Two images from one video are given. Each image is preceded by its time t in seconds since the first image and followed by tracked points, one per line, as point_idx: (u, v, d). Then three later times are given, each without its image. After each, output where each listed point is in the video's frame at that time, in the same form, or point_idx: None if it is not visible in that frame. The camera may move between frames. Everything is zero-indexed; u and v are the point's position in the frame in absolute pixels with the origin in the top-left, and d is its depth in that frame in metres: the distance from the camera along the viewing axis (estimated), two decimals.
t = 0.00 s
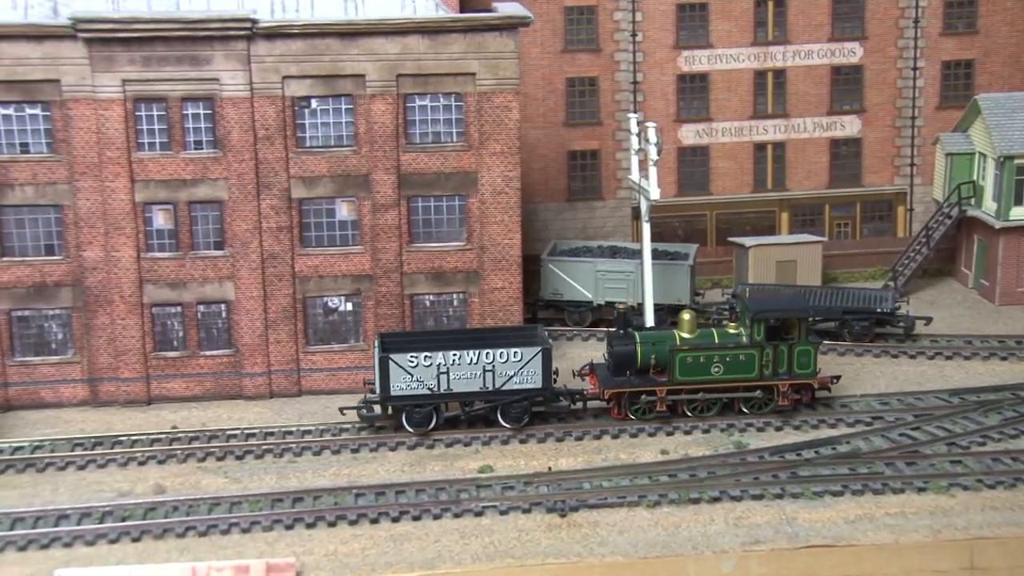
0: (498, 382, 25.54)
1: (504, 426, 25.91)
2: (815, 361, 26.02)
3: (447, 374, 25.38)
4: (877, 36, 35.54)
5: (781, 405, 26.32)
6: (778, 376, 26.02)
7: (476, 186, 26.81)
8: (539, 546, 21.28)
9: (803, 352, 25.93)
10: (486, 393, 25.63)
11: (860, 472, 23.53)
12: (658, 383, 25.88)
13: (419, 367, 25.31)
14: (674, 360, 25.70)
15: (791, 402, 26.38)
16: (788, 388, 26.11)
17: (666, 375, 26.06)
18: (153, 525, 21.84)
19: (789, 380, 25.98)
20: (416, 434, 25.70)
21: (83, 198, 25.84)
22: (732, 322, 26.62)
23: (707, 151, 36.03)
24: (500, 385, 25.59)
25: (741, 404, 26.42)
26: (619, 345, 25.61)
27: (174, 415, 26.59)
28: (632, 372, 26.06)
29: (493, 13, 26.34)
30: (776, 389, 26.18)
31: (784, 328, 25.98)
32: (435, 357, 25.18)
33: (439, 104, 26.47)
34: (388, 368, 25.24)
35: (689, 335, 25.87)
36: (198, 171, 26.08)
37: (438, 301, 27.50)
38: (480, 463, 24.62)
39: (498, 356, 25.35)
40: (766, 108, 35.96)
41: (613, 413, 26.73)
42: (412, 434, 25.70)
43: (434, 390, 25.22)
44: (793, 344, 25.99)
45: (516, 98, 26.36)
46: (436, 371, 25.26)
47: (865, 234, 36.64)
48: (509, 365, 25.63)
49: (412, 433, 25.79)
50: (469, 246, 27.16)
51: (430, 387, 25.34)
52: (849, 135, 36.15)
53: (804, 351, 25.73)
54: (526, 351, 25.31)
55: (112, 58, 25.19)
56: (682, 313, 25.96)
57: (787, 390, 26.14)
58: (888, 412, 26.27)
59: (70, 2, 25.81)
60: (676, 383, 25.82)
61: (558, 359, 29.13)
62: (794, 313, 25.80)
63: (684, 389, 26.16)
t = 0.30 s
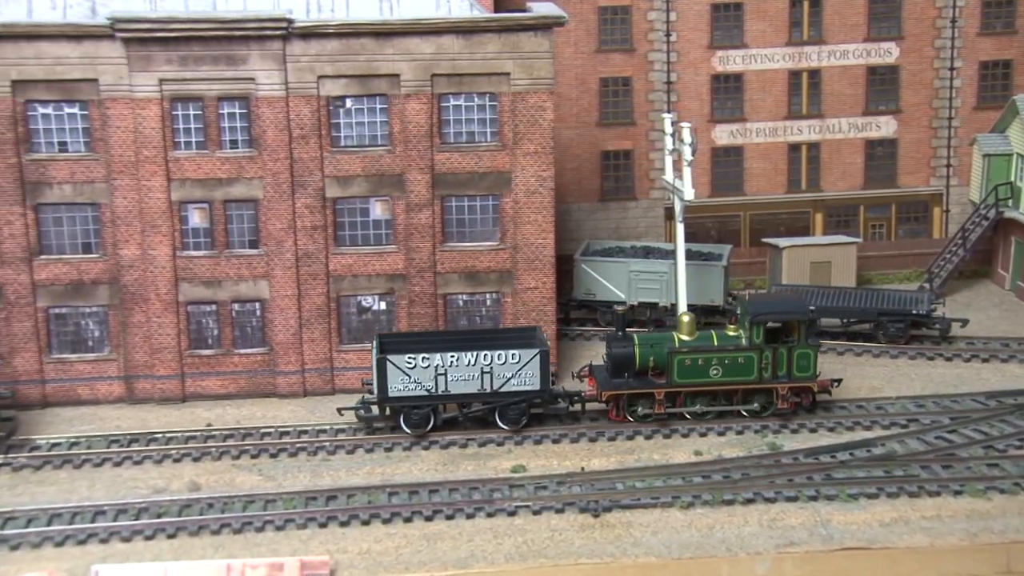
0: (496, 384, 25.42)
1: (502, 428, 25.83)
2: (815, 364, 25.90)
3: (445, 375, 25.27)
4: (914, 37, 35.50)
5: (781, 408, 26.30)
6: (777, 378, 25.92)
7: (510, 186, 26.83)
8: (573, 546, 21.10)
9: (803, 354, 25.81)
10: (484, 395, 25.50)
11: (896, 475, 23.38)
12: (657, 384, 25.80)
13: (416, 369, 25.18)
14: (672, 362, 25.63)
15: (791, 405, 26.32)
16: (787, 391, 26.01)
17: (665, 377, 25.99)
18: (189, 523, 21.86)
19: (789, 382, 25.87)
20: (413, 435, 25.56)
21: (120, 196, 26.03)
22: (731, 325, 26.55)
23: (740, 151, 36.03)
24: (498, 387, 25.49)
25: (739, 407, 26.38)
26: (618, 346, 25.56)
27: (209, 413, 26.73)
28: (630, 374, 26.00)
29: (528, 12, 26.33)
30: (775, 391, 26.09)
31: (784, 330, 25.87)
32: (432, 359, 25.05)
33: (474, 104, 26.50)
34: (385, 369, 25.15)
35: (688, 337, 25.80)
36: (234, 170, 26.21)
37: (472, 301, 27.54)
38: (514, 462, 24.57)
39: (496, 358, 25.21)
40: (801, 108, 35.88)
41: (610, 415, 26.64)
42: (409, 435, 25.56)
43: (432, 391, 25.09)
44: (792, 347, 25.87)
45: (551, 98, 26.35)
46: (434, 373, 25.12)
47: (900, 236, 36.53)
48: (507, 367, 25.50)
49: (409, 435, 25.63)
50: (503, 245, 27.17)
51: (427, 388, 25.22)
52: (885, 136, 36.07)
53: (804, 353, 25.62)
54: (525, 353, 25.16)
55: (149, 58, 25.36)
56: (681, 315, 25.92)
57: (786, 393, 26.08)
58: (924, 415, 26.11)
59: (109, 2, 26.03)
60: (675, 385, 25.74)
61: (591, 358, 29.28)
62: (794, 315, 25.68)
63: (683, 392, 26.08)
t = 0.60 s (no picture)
0: (489, 385, 25.40)
1: (495, 429, 25.80)
2: (810, 366, 25.75)
3: (438, 376, 25.24)
4: (944, 36, 35.80)
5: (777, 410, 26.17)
6: (772, 380, 25.75)
7: (538, 185, 26.82)
8: (601, 546, 20.96)
9: (798, 356, 25.63)
10: (477, 396, 25.47)
11: (926, 477, 23.20)
12: (652, 387, 25.61)
13: (409, 369, 25.16)
14: (667, 365, 25.42)
15: (787, 407, 26.19)
16: (783, 393, 25.83)
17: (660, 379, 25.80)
18: (218, 520, 21.85)
19: (784, 384, 25.70)
20: (407, 437, 25.51)
21: (151, 195, 26.18)
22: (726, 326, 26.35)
23: (770, 151, 36.47)
24: (491, 388, 25.47)
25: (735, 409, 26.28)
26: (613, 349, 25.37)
27: (239, 411, 26.86)
28: (625, 376, 25.82)
29: (557, 12, 26.32)
30: (770, 394, 25.91)
31: (779, 332, 25.72)
32: (426, 359, 25.04)
33: (503, 104, 26.54)
34: (378, 369, 25.14)
35: (683, 339, 25.61)
36: (264, 169, 26.31)
37: (500, 301, 27.57)
38: (541, 462, 24.50)
39: (490, 358, 25.18)
40: (830, 109, 36.36)
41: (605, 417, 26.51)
42: (403, 436, 25.53)
43: (425, 392, 25.08)
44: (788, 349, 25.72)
45: (580, 98, 26.30)
46: (428, 373, 25.11)
47: (929, 237, 36.91)
48: (501, 368, 25.48)
49: (403, 436, 25.63)
50: (532, 245, 27.17)
51: (420, 388, 25.19)
52: (915, 136, 36.46)
53: (800, 355, 25.45)
54: (519, 354, 25.14)
55: (180, 58, 25.49)
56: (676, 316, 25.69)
57: (782, 395, 25.94)
58: (954, 417, 25.96)
59: (139, 2, 26.15)
60: (669, 388, 25.55)
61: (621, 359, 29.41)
62: (790, 317, 25.53)
63: (678, 394, 25.91)
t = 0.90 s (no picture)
0: (485, 386, 25.37)
1: (493, 430, 25.80)
2: (808, 368, 25.60)
3: (434, 377, 25.23)
4: (979, 36, 35.60)
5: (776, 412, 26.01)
6: (771, 382, 25.63)
7: (569, 185, 26.81)
8: (631, 546, 20.88)
9: (796, 358, 25.50)
10: (474, 397, 25.45)
11: (959, 480, 23.00)
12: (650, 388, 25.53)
13: (405, 370, 25.16)
14: (664, 367, 25.34)
15: (786, 409, 26.04)
16: (781, 395, 25.70)
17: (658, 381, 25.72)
18: (249, 518, 21.87)
19: (782, 387, 25.58)
20: (404, 438, 25.53)
21: (184, 193, 26.29)
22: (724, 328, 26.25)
23: (801, 152, 36.44)
24: (488, 389, 25.45)
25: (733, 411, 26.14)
26: (611, 351, 25.29)
27: (270, 409, 26.95)
28: (623, 378, 25.75)
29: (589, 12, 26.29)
30: (769, 396, 25.79)
31: (778, 334, 25.54)
32: (422, 361, 25.03)
33: (534, 104, 26.55)
34: (376, 371, 25.12)
35: (681, 341, 25.53)
36: (295, 169, 26.39)
37: (530, 300, 27.59)
38: (572, 463, 24.41)
39: (486, 360, 25.15)
40: (862, 109, 36.21)
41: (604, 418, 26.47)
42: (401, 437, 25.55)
43: (422, 393, 25.08)
44: (787, 351, 25.59)
45: (611, 98, 26.26)
46: (424, 374, 25.12)
47: (963, 238, 36.72)
48: (497, 369, 25.46)
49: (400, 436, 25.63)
50: (562, 245, 27.16)
51: (417, 390, 25.19)
52: (949, 137, 36.28)
53: (798, 357, 25.33)
54: (515, 355, 25.10)
55: (213, 58, 25.61)
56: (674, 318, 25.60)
57: (781, 397, 25.79)
58: (987, 420, 25.77)
59: (174, 3, 26.39)
60: (667, 390, 25.46)
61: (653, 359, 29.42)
62: (789, 319, 25.39)
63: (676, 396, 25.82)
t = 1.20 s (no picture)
0: (482, 387, 25.30)
1: (490, 431, 25.72)
2: (806, 370, 25.50)
3: (430, 378, 25.18)
4: (1009, 37, 35.47)
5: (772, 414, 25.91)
6: (768, 385, 25.53)
7: (596, 185, 26.81)
8: (658, 547, 20.82)
9: (793, 361, 25.41)
10: (470, 398, 25.37)
11: (988, 483, 22.84)
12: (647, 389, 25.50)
13: (402, 371, 25.12)
14: (660, 368, 25.31)
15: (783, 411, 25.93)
16: (778, 398, 25.60)
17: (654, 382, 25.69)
18: (277, 516, 21.91)
19: (779, 389, 25.48)
20: (400, 438, 25.46)
21: (212, 193, 26.41)
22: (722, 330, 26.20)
23: (829, 152, 36.33)
24: (485, 390, 25.38)
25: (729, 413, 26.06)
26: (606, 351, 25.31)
27: (297, 408, 27.03)
28: (620, 379, 25.74)
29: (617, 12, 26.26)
30: (765, 398, 25.69)
31: (775, 335, 25.44)
32: (418, 362, 24.97)
33: (562, 104, 26.57)
34: (372, 372, 25.11)
35: (677, 342, 25.51)
36: (323, 168, 26.47)
37: (556, 300, 27.61)
38: (598, 463, 24.33)
39: (482, 361, 25.07)
40: (891, 109, 36.04)
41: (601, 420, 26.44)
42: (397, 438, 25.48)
43: (418, 394, 25.03)
44: (784, 353, 25.51)
45: (639, 98, 26.24)
46: (420, 375, 25.06)
47: (992, 239, 36.57)
48: (494, 370, 25.40)
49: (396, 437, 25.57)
50: (588, 245, 27.16)
51: (413, 390, 25.12)
52: (978, 137, 36.17)
53: (794, 359, 25.24)
54: (512, 356, 25.03)
55: (242, 57, 25.69)
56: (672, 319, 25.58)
57: (778, 400, 25.68)
58: (1016, 422, 25.62)
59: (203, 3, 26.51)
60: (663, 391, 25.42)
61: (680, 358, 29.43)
62: (786, 321, 25.29)
63: (672, 398, 25.78)
